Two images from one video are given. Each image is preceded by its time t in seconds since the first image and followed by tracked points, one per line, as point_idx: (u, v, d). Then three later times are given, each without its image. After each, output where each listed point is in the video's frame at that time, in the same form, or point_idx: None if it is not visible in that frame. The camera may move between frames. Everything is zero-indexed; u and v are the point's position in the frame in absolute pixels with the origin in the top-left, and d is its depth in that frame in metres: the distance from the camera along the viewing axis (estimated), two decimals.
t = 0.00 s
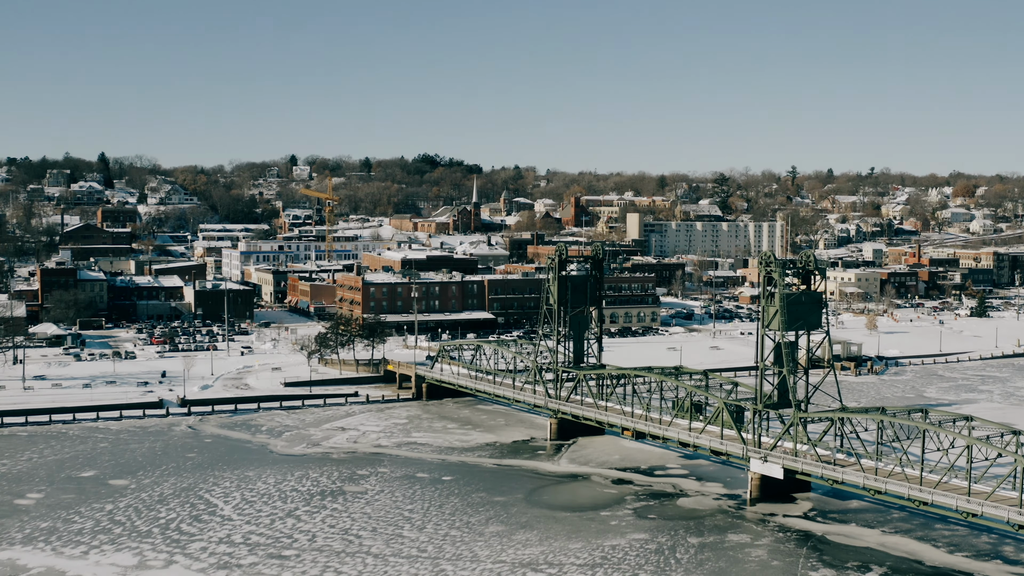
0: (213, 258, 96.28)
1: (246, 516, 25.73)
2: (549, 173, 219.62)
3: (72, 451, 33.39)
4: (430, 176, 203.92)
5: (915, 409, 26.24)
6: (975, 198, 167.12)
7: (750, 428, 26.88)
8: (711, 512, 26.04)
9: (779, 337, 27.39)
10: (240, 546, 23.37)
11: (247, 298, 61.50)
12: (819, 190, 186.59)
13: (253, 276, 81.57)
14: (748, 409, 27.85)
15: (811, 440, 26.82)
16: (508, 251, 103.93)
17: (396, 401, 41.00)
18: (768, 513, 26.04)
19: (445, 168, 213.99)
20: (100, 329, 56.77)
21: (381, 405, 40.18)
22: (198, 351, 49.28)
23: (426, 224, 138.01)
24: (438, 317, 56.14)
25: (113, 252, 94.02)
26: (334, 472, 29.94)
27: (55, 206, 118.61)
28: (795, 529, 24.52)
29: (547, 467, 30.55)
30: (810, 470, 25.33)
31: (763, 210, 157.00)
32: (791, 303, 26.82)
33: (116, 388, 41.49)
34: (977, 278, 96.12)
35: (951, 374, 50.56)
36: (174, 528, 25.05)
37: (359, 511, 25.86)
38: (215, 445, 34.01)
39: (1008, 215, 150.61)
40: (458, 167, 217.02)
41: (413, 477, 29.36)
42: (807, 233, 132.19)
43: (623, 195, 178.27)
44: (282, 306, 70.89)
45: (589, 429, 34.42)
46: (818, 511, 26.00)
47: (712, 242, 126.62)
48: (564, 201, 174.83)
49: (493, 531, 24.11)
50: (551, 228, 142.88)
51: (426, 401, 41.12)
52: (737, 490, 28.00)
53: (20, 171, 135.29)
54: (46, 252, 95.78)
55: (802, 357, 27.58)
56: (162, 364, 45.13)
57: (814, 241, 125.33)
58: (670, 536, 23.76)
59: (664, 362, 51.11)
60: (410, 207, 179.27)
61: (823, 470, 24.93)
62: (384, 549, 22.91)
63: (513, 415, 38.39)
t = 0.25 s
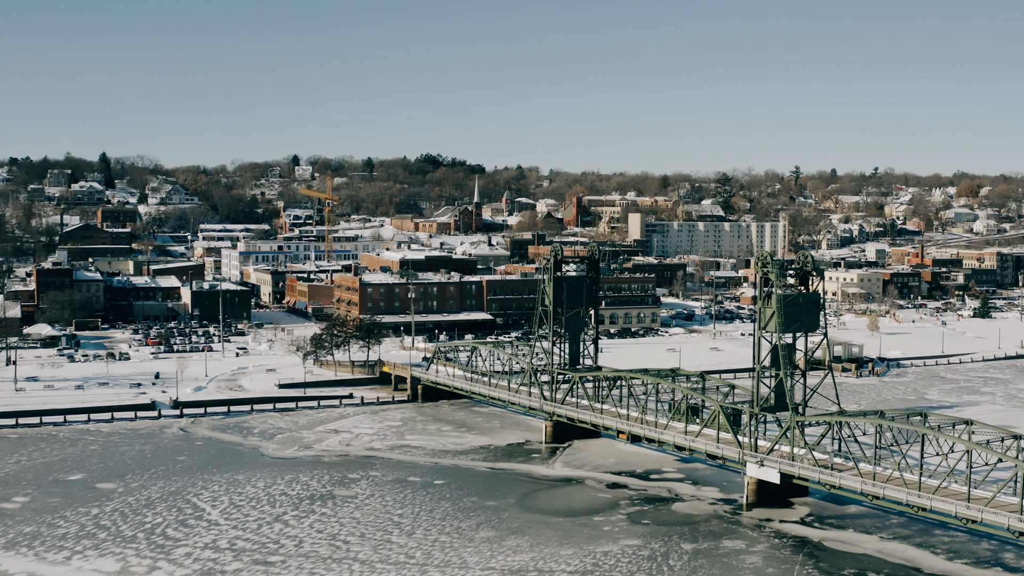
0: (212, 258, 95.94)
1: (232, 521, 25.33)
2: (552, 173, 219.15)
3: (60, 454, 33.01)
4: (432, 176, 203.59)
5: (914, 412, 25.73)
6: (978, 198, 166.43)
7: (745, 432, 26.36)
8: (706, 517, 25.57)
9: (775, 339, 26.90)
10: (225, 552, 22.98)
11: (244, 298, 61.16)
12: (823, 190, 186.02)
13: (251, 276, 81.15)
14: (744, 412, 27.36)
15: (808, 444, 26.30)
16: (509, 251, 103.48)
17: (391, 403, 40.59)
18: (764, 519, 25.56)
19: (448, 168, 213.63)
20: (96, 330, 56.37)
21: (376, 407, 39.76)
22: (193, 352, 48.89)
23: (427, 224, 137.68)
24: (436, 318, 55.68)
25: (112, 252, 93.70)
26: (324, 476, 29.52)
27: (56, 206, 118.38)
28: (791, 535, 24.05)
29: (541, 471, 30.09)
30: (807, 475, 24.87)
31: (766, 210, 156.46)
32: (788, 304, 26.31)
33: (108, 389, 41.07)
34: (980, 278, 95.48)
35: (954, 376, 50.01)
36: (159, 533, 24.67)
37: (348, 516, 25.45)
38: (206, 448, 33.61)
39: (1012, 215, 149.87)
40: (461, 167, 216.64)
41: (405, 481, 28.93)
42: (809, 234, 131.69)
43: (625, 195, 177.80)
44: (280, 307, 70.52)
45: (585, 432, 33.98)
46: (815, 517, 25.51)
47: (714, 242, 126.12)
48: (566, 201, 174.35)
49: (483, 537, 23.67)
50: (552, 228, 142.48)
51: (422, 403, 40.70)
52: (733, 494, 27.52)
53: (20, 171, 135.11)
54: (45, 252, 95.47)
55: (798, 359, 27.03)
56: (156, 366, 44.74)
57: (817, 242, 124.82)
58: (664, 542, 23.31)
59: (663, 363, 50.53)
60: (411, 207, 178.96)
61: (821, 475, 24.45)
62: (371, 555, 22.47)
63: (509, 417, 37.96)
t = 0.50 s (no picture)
0: (212, 258, 95.58)
1: (218, 526, 24.94)
2: (554, 173, 218.75)
3: (48, 456, 32.64)
4: (434, 176, 203.19)
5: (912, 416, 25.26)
6: (982, 198, 165.73)
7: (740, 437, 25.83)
8: (700, 523, 25.13)
9: (771, 340, 26.33)
10: (209, 558, 22.58)
11: (241, 299, 60.68)
12: (826, 190, 185.40)
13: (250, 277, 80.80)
14: (739, 415, 26.87)
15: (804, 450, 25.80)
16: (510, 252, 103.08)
17: (386, 405, 40.18)
18: (759, 525, 25.12)
19: (450, 168, 213.28)
20: (91, 330, 56.01)
21: (370, 410, 39.35)
22: (187, 353, 48.50)
23: (429, 224, 137.31)
24: (434, 319, 55.25)
25: (111, 252, 93.34)
26: (313, 480, 29.10)
27: (56, 206, 118.09)
28: (786, 542, 23.58)
29: (534, 475, 29.65)
30: (802, 480, 24.43)
31: (769, 210, 155.89)
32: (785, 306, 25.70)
33: (100, 391, 40.68)
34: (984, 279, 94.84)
35: (955, 378, 49.49)
36: (143, 538, 24.27)
37: (335, 521, 25.04)
38: (195, 451, 33.22)
39: (1016, 215, 149.15)
40: (463, 167, 216.25)
41: (395, 485, 28.51)
42: (812, 234, 131.13)
43: (628, 195, 177.33)
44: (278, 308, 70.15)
45: (580, 435, 33.56)
46: (811, 523, 25.05)
47: (716, 243, 125.60)
48: (568, 202, 173.91)
49: (472, 543, 23.24)
50: (554, 228, 142.06)
51: (416, 405, 40.30)
52: (728, 499, 27.07)
53: (21, 171, 134.83)
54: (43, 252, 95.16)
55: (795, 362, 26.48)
56: (149, 367, 44.33)
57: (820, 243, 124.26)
58: (656, 548, 22.86)
59: (661, 365, 50.04)
60: (413, 208, 178.60)
61: (816, 481, 24.01)
62: (357, 562, 22.06)
63: (503, 420, 37.55)
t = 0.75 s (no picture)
0: (211, 259, 95.16)
1: (202, 532, 24.54)
2: (557, 173, 218.32)
3: (35, 459, 32.23)
4: (436, 176, 202.81)
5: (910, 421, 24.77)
6: (986, 198, 164.98)
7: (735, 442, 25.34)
8: (693, 529, 24.65)
9: (766, 343, 25.81)
10: (190, 564, 22.17)
11: (237, 300, 60.42)
12: (829, 190, 184.73)
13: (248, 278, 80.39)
14: (734, 419, 26.38)
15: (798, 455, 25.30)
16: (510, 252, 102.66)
17: (379, 407, 39.75)
18: (753, 531, 24.64)
19: (452, 168, 212.92)
20: (86, 331, 55.61)
21: (363, 412, 38.92)
22: (181, 354, 48.09)
23: (430, 224, 136.94)
24: (431, 319, 54.80)
25: (110, 252, 92.93)
26: (301, 484, 28.68)
27: (56, 206, 117.76)
28: (779, 549, 23.12)
29: (526, 480, 29.17)
30: (797, 486, 23.94)
31: (771, 210, 155.28)
32: (780, 308, 25.19)
33: (91, 393, 40.27)
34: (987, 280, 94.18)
35: (957, 380, 48.94)
36: (125, 543, 23.86)
37: (321, 526, 24.62)
38: (184, 454, 32.81)
39: (1020, 216, 148.38)
40: (465, 167, 215.91)
41: (384, 489, 28.08)
42: (815, 235, 130.59)
43: (630, 195, 176.86)
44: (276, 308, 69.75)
45: (573, 438, 33.08)
46: (806, 529, 24.57)
47: (718, 243, 125.08)
48: (570, 202, 173.48)
49: (458, 549, 22.80)
50: (556, 229, 141.63)
51: (410, 407, 39.87)
52: (722, 504, 26.61)
53: (21, 171, 134.55)
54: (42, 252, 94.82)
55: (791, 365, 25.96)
56: (141, 368, 43.90)
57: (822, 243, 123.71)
58: (646, 555, 22.40)
59: (659, 366, 49.52)
60: (415, 208, 178.23)
61: (811, 486, 23.54)
62: (341, 568, 21.64)
63: (497, 422, 37.09)
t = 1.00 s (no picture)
0: (209, 259, 94.74)
1: (184, 537, 24.13)
2: (559, 173, 217.83)
3: (21, 462, 31.84)
4: (438, 176, 202.40)
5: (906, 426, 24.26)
6: (990, 198, 164.20)
7: (729, 446, 24.88)
8: (684, 535, 24.19)
9: (759, 346, 25.32)
10: (170, 571, 21.77)
11: (233, 300, 59.55)
12: (832, 190, 184.05)
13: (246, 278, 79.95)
14: (727, 422, 25.89)
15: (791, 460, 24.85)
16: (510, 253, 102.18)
17: (372, 410, 39.31)
18: (745, 537, 24.16)
19: (454, 168, 212.48)
20: (80, 332, 55.16)
21: (355, 414, 38.48)
22: (174, 355, 47.68)
23: (431, 225, 136.55)
24: (427, 321, 54.36)
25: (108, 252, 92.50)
26: (288, 488, 28.26)
27: (56, 206, 117.36)
28: (772, 555, 22.66)
29: (517, 484, 28.72)
30: (791, 492, 23.46)
31: (774, 211, 154.63)
32: (772, 310, 24.72)
33: (81, 394, 39.83)
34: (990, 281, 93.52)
35: (957, 382, 48.38)
36: (106, 549, 23.46)
37: (306, 532, 24.21)
38: (172, 457, 32.40)
39: None
40: (468, 167, 215.50)
41: (372, 494, 27.65)
42: (817, 236, 129.99)
43: (632, 195, 176.35)
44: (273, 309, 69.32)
45: (566, 441, 32.63)
46: (800, 535, 24.10)
47: (720, 244, 124.53)
48: (572, 202, 172.90)
49: (444, 556, 22.37)
50: (557, 229, 141.15)
51: (403, 409, 39.42)
52: (715, 509, 26.14)
53: (21, 170, 134.22)
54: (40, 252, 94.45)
55: (785, 367, 25.53)
56: (133, 369, 43.47)
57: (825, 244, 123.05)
58: (635, 563, 21.95)
59: (657, 368, 48.99)
60: (417, 208, 177.81)
61: (804, 492, 23.07)
62: None
63: (490, 425, 36.64)
